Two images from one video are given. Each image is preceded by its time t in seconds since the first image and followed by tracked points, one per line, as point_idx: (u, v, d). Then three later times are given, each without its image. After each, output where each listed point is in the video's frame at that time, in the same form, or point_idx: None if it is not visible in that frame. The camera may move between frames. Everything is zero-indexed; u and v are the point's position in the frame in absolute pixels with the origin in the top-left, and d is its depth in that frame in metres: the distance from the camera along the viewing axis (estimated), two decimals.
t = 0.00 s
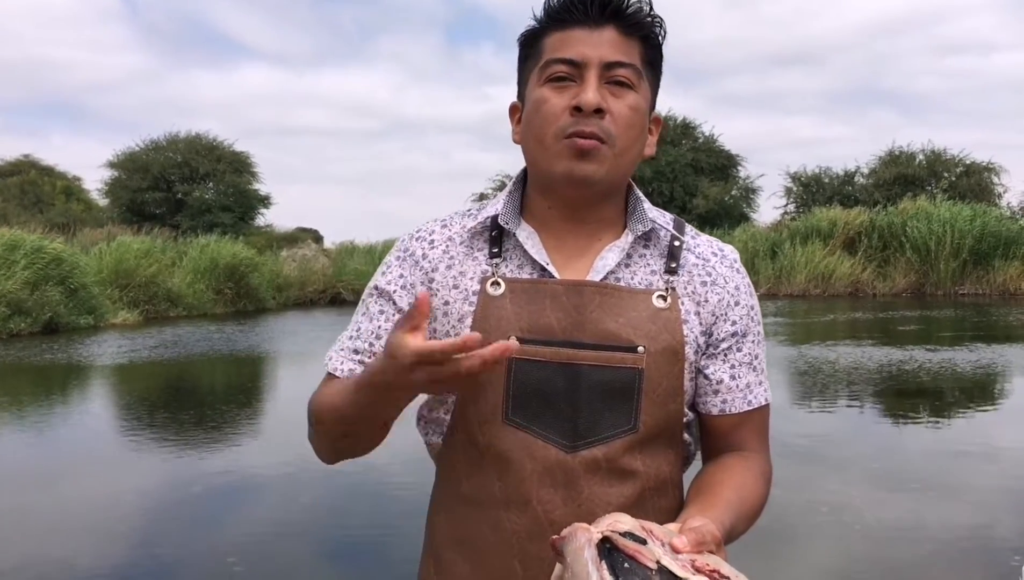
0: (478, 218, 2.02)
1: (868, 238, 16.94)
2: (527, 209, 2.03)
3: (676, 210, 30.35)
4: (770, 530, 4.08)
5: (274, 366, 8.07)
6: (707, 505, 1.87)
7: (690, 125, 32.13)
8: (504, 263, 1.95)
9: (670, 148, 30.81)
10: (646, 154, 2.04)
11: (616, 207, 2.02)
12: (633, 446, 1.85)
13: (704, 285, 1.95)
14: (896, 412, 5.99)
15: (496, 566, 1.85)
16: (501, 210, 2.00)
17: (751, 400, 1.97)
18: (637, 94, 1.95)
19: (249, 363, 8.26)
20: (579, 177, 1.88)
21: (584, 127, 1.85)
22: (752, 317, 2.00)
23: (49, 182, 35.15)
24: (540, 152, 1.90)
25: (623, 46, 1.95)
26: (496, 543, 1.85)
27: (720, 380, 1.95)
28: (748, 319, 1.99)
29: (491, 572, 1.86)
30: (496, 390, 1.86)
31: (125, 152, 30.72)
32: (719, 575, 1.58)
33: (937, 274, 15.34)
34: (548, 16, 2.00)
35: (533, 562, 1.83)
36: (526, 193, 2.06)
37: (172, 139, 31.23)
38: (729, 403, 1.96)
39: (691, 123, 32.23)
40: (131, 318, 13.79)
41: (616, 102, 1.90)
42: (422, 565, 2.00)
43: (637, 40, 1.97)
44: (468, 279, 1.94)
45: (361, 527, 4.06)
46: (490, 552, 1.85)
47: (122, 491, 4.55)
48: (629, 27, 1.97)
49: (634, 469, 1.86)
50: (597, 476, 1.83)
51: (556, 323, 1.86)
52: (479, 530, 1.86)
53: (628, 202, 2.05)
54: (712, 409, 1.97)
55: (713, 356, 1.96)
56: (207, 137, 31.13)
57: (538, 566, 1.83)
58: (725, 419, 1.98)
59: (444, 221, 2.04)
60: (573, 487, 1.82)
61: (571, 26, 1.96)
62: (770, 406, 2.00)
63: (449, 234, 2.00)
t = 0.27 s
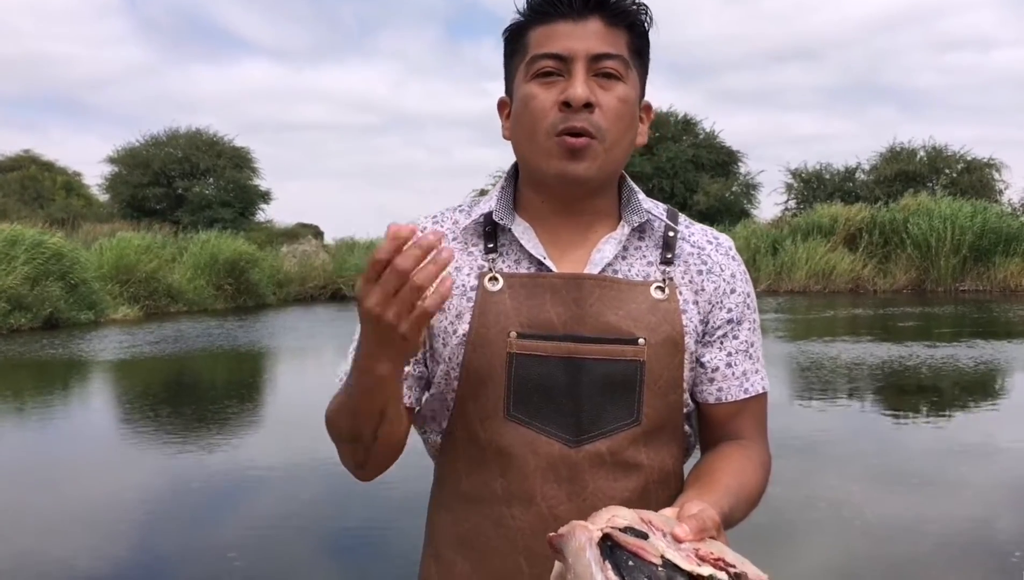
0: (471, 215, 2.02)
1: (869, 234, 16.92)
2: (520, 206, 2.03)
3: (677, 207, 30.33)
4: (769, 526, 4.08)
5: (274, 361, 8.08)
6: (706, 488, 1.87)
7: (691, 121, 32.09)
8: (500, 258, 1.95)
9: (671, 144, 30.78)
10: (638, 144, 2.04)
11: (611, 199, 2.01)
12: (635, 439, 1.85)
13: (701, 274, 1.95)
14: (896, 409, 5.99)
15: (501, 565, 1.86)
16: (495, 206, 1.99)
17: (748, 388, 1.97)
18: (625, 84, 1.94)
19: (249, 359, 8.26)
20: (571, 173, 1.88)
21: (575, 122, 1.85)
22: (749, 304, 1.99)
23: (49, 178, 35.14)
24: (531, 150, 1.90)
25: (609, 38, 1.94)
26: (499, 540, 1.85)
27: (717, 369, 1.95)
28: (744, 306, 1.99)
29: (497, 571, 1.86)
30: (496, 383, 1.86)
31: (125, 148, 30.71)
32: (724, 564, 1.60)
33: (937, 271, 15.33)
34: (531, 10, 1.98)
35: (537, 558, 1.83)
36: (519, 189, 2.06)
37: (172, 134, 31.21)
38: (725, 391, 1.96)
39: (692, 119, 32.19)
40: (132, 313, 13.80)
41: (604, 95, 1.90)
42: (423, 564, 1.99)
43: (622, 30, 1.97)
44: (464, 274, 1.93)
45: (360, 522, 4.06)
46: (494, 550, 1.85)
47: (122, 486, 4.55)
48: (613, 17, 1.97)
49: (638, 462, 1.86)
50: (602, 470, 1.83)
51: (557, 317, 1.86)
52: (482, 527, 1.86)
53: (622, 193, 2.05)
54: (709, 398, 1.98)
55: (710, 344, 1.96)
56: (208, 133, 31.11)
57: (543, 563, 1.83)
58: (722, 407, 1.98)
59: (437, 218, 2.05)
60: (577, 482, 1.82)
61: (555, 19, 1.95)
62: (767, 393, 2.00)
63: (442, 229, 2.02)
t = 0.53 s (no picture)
0: (467, 215, 2.01)
1: (871, 232, 16.89)
2: (516, 204, 2.03)
3: (679, 205, 30.29)
4: (770, 525, 4.08)
5: (275, 359, 8.08)
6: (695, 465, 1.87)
7: (693, 119, 32.04)
8: (498, 257, 1.95)
9: (674, 142, 30.74)
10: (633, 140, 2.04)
11: (606, 196, 2.01)
12: (634, 437, 1.86)
13: (696, 269, 1.95)
14: (897, 407, 5.99)
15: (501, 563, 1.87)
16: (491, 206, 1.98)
17: (742, 383, 1.97)
18: (620, 81, 1.94)
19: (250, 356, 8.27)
20: (566, 171, 1.89)
21: (569, 120, 1.85)
22: (744, 299, 1.99)
23: (51, 175, 35.14)
24: (527, 148, 1.90)
25: (602, 34, 1.94)
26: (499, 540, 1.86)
27: (710, 364, 1.95)
28: (739, 302, 1.98)
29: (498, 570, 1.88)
30: (494, 382, 1.85)
31: (127, 145, 30.71)
32: (714, 540, 1.59)
33: (939, 269, 15.30)
34: (523, 9, 1.98)
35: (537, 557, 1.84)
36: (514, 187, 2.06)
37: (175, 132, 31.22)
38: (718, 386, 1.96)
39: (694, 117, 32.13)
40: (134, 311, 13.81)
41: (599, 91, 1.90)
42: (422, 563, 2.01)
43: (616, 27, 1.96)
44: (462, 276, 1.93)
45: (361, 519, 4.07)
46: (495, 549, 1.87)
47: (124, 484, 4.56)
48: (606, 14, 1.96)
49: (635, 460, 1.87)
50: (600, 468, 1.85)
51: (555, 316, 1.85)
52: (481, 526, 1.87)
53: (618, 191, 2.05)
54: (703, 393, 1.98)
55: (705, 339, 1.96)
56: (209, 129, 31.10)
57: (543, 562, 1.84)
58: (717, 402, 1.98)
59: (434, 220, 2.02)
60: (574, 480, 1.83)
61: (549, 17, 1.95)
62: (763, 388, 2.00)
63: (440, 231, 1.98)
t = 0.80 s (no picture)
0: (465, 215, 2.00)
1: (871, 233, 16.90)
2: (514, 205, 2.02)
3: (678, 205, 30.31)
4: (769, 526, 4.08)
5: (275, 359, 8.08)
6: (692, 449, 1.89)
7: (693, 119, 32.03)
8: (496, 258, 1.95)
9: (673, 143, 30.74)
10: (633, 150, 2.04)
11: (605, 197, 2.01)
12: (632, 437, 1.86)
13: (693, 268, 1.96)
14: (896, 408, 5.99)
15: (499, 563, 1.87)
16: (489, 207, 1.98)
17: (736, 382, 1.97)
18: (625, 101, 1.92)
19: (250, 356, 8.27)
20: (567, 194, 1.91)
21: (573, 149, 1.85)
22: (740, 299, 1.99)
23: (51, 175, 35.14)
24: (528, 168, 1.90)
25: (610, 54, 1.88)
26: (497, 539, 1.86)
27: (705, 363, 1.96)
28: (735, 302, 1.99)
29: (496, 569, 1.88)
30: (492, 382, 1.85)
31: (127, 144, 30.71)
32: (694, 504, 1.58)
33: (939, 270, 15.30)
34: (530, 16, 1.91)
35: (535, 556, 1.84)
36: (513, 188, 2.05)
37: (174, 132, 31.22)
38: (712, 385, 1.97)
39: (694, 117, 32.13)
40: (133, 311, 13.80)
41: (604, 117, 1.88)
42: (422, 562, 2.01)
43: (625, 43, 1.91)
44: (460, 276, 1.93)
45: (361, 519, 4.07)
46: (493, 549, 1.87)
47: (123, 484, 4.56)
48: (615, 29, 1.90)
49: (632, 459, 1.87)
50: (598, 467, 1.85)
51: (553, 315, 1.85)
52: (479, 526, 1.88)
53: (616, 192, 2.05)
54: (697, 392, 1.98)
55: (700, 338, 1.96)
56: (209, 129, 31.11)
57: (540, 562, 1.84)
58: (711, 401, 1.98)
59: (432, 220, 2.02)
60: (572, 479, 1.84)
61: (558, 33, 1.88)
62: (759, 389, 2.00)
63: (438, 232, 1.98)
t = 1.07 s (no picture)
0: (466, 215, 2.00)
1: (868, 233, 16.91)
2: (515, 207, 2.02)
3: (676, 205, 30.33)
4: (768, 526, 4.09)
5: (273, 359, 8.09)
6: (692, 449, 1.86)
7: (691, 119, 32.04)
8: (495, 258, 1.95)
9: (671, 143, 30.75)
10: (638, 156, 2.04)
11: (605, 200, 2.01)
12: (628, 438, 1.87)
13: (692, 272, 1.96)
14: (894, 408, 5.99)
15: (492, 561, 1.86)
16: (489, 207, 1.98)
17: (731, 385, 1.96)
18: (635, 111, 1.91)
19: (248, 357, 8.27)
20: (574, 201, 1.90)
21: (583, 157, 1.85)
22: (738, 303, 1.99)
23: (49, 175, 35.12)
24: (536, 173, 1.90)
25: (622, 64, 1.87)
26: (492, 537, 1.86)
27: (702, 366, 1.96)
28: (733, 306, 1.99)
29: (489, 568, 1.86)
30: (490, 383, 1.86)
31: (125, 145, 30.70)
32: (692, 493, 1.49)
33: (937, 271, 15.33)
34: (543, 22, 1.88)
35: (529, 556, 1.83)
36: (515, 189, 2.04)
37: (173, 132, 31.20)
38: (708, 388, 1.96)
39: (692, 117, 32.15)
40: (131, 311, 13.80)
41: (614, 126, 1.86)
42: (418, 560, 2.01)
43: (636, 53, 1.89)
44: (460, 276, 1.93)
45: (360, 520, 4.07)
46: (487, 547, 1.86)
47: (122, 484, 4.56)
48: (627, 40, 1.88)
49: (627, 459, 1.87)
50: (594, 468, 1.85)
51: (550, 316, 1.86)
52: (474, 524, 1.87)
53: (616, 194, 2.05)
54: (693, 393, 1.98)
55: (698, 340, 1.96)
56: (207, 130, 31.11)
57: (536, 561, 1.83)
58: (706, 403, 1.97)
59: (433, 219, 2.02)
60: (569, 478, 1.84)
61: (570, 39, 1.85)
62: (755, 392, 1.99)
63: (439, 231, 1.98)
